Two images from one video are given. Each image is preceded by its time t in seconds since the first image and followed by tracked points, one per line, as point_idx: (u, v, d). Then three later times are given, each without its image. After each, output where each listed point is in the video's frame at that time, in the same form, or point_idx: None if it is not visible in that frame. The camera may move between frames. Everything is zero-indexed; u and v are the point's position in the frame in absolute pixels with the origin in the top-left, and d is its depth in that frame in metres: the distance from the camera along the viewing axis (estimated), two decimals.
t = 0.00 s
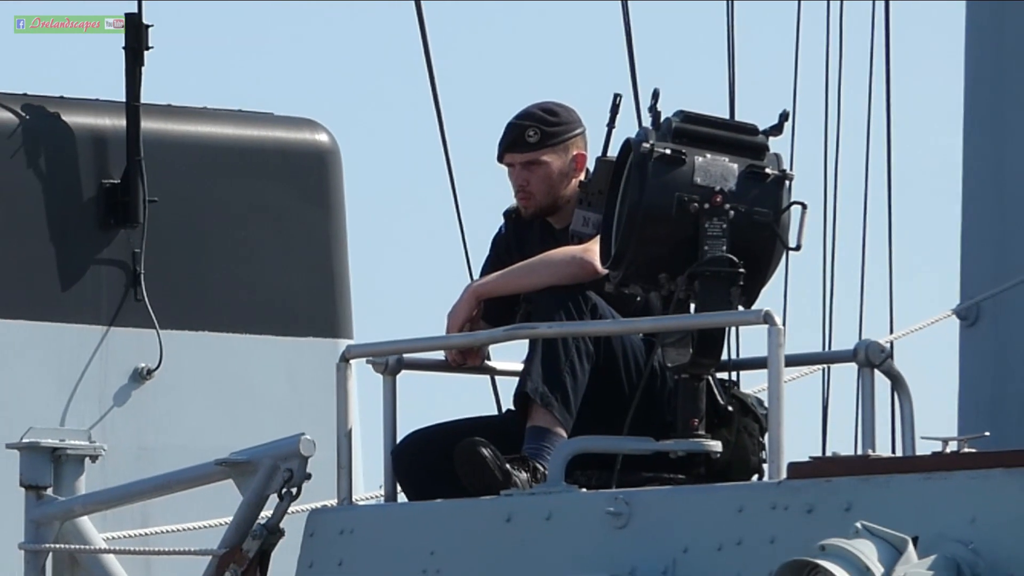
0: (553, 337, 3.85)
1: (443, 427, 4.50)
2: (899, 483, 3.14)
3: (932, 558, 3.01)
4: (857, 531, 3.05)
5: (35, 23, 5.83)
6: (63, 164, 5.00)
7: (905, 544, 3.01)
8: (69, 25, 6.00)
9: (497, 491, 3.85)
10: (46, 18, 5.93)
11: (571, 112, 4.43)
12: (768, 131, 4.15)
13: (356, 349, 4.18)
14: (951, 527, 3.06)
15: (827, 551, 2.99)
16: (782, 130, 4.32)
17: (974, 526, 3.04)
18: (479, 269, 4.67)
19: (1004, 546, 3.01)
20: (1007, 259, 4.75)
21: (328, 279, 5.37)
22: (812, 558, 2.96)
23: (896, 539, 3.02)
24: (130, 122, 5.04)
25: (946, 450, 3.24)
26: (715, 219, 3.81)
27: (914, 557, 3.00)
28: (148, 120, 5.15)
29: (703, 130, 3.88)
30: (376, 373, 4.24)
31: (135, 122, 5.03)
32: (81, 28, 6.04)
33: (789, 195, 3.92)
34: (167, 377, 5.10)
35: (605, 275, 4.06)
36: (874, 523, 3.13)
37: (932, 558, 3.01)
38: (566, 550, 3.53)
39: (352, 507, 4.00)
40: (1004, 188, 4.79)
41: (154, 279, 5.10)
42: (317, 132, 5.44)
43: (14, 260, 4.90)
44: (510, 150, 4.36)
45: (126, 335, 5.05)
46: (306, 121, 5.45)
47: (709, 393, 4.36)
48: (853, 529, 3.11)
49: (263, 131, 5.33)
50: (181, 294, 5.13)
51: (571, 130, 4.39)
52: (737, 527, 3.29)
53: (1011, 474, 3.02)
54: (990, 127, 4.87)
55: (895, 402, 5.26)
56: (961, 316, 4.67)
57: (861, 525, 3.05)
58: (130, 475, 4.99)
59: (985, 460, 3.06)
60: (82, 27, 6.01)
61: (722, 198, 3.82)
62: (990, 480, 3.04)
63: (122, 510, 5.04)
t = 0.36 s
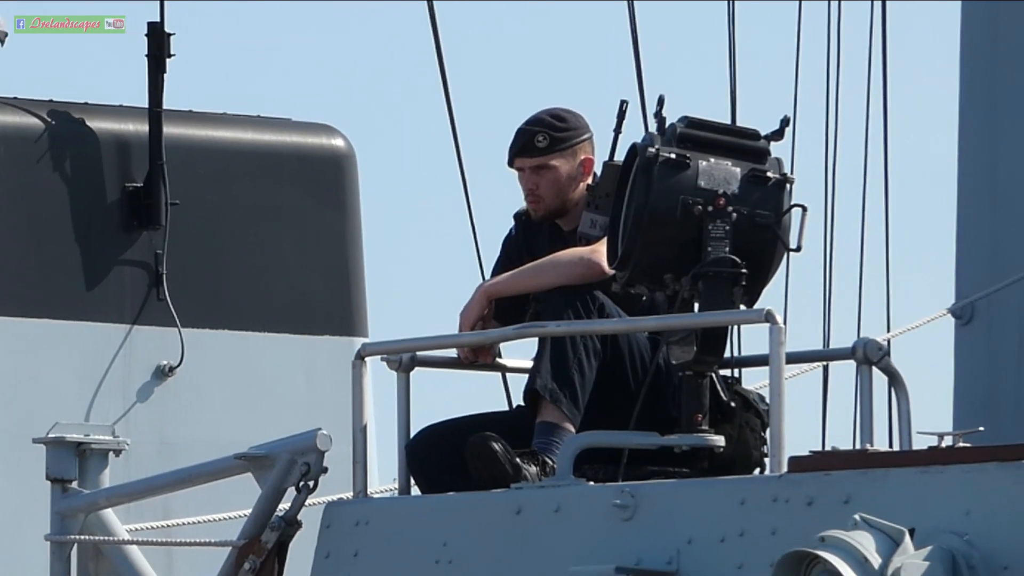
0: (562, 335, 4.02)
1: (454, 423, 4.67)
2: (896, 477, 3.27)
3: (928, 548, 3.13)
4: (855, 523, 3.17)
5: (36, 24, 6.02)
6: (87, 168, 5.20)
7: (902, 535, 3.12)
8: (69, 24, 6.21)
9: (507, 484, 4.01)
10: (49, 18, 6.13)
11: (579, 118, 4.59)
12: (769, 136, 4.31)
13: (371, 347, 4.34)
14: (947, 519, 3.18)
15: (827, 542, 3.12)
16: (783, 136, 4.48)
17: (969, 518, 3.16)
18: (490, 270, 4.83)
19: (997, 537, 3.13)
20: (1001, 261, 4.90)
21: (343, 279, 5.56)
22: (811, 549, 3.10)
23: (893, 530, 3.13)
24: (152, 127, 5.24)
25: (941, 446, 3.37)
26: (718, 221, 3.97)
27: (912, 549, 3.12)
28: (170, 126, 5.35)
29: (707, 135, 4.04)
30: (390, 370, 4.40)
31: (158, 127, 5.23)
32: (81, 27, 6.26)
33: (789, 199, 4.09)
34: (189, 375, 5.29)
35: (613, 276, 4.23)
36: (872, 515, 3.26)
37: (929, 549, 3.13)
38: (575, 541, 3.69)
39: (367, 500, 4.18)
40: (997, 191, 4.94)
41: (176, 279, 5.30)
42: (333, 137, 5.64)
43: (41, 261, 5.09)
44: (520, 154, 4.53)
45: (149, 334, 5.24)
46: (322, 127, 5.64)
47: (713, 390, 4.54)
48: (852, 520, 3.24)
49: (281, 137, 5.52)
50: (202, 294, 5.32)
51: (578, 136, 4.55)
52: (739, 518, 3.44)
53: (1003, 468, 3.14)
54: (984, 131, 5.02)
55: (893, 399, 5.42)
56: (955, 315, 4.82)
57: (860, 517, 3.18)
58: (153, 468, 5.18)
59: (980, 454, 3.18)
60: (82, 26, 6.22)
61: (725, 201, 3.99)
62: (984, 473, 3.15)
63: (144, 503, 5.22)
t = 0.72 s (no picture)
0: (570, 334, 4.18)
1: (467, 417, 4.82)
2: (893, 472, 3.40)
3: (924, 541, 3.25)
4: (853, 515, 3.31)
5: (36, 24, 6.19)
6: (110, 172, 5.39)
7: (899, 528, 3.25)
8: (69, 24, 6.38)
9: (517, 477, 4.18)
10: (49, 19, 6.30)
11: (586, 122, 4.74)
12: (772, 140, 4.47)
13: (385, 345, 4.50)
14: (943, 511, 3.31)
15: (826, 534, 3.27)
16: (784, 140, 4.63)
17: (964, 511, 3.29)
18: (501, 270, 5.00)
19: (991, 529, 3.25)
20: (996, 260, 5.05)
21: (360, 280, 5.73)
22: (812, 542, 3.25)
23: (891, 523, 3.26)
24: (174, 132, 5.43)
25: (938, 440, 3.50)
26: (721, 223, 4.13)
27: (909, 540, 3.25)
28: (191, 131, 5.54)
29: (710, 139, 4.20)
30: (404, 367, 4.56)
31: (178, 132, 5.42)
32: (77, 27, 6.44)
33: (790, 202, 4.24)
34: (208, 371, 5.47)
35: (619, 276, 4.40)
36: (870, 508, 3.39)
37: (924, 541, 3.26)
38: (583, 532, 3.85)
39: (381, 493, 4.35)
40: (992, 192, 5.09)
41: (196, 279, 5.47)
42: (348, 141, 5.82)
43: (64, 262, 5.29)
44: (529, 158, 4.69)
45: (170, 333, 5.42)
46: (338, 132, 5.82)
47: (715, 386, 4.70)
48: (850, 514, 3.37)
49: (298, 141, 5.70)
50: (222, 294, 5.51)
51: (586, 140, 4.71)
52: (742, 510, 3.59)
53: (996, 462, 3.25)
54: (979, 135, 5.17)
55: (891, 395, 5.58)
56: (951, 313, 4.98)
57: (858, 510, 3.31)
58: (175, 462, 5.35)
59: (974, 449, 3.30)
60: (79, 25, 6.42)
61: (727, 203, 4.14)
62: (979, 467, 3.27)
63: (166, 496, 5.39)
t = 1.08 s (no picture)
0: (577, 332, 4.31)
1: (478, 414, 4.99)
2: (891, 466, 3.52)
3: (921, 533, 3.37)
4: (852, 508, 3.45)
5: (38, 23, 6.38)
6: (132, 175, 5.57)
7: (897, 520, 3.39)
8: (69, 24, 6.56)
9: (526, 471, 4.34)
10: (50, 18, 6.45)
11: (592, 128, 4.90)
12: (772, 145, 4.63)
13: (398, 343, 4.67)
14: (940, 504, 3.42)
15: (826, 526, 3.41)
16: (786, 144, 4.78)
17: (960, 503, 3.39)
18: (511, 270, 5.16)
19: (985, 521, 3.35)
20: (990, 260, 5.19)
21: (373, 281, 5.93)
22: (812, 533, 3.40)
23: (888, 515, 3.40)
24: (193, 137, 5.62)
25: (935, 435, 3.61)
26: (724, 224, 4.28)
27: (906, 532, 3.38)
28: (211, 135, 5.72)
29: (713, 143, 4.35)
30: (416, 365, 4.73)
31: (198, 137, 5.60)
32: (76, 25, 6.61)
33: (791, 204, 4.41)
34: (227, 368, 5.65)
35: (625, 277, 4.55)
36: (869, 501, 3.51)
37: (921, 533, 3.37)
38: (590, 524, 4.00)
39: (395, 487, 4.52)
40: (987, 195, 5.23)
41: (215, 280, 5.66)
42: (363, 146, 6.00)
43: (88, 262, 5.46)
44: (538, 162, 4.84)
45: (190, 331, 5.59)
46: (353, 136, 6.00)
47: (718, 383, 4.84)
48: (848, 508, 3.51)
49: (314, 146, 5.89)
50: (241, 293, 5.69)
51: (592, 145, 4.86)
52: (743, 503, 3.73)
53: (991, 457, 3.36)
54: (974, 139, 5.31)
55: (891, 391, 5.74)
56: (947, 312, 5.13)
57: (857, 503, 3.45)
58: (194, 456, 5.52)
59: (969, 443, 3.41)
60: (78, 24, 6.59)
61: (730, 205, 4.30)
62: (974, 461, 3.38)
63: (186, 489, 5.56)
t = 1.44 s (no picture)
0: (585, 331, 4.47)
1: (488, 410, 5.15)
2: (889, 460, 3.65)
3: (918, 525, 3.51)
4: (852, 501, 3.60)
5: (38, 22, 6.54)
6: (153, 179, 5.75)
7: (894, 512, 3.54)
8: (68, 24, 6.72)
9: (535, 465, 4.50)
10: (48, 15, 6.11)
11: (599, 132, 5.06)
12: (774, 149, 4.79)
13: (410, 341, 4.84)
14: (936, 498, 3.55)
15: (826, 519, 3.57)
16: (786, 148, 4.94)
17: (955, 497, 3.52)
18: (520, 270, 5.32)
19: (979, 513, 3.49)
20: (985, 259, 5.34)
21: (386, 281, 6.11)
22: (812, 526, 3.55)
23: (887, 508, 3.55)
24: (212, 141, 5.79)
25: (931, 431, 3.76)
26: (726, 226, 4.44)
27: (904, 524, 3.53)
28: (229, 140, 5.90)
29: (717, 147, 4.51)
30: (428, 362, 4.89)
31: (216, 141, 5.77)
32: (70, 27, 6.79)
33: (792, 206, 4.57)
34: (245, 366, 5.82)
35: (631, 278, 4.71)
36: (867, 494, 3.65)
37: (918, 525, 3.51)
38: (597, 516, 4.16)
39: (406, 481, 4.68)
40: (981, 196, 5.38)
41: (232, 280, 5.83)
42: (376, 151, 6.18)
43: (110, 264, 5.64)
44: (546, 166, 5.01)
45: (209, 329, 5.77)
46: (366, 140, 6.18)
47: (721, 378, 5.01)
48: (848, 500, 3.65)
49: (329, 150, 6.07)
50: (258, 293, 5.87)
51: (599, 149, 5.03)
52: (746, 496, 3.87)
53: (984, 452, 3.49)
54: (969, 141, 5.46)
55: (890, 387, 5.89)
56: (943, 311, 5.29)
57: (856, 496, 3.60)
58: (213, 451, 5.69)
59: (964, 438, 3.54)
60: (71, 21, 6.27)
61: (732, 208, 4.47)
62: (969, 456, 3.51)
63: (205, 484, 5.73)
